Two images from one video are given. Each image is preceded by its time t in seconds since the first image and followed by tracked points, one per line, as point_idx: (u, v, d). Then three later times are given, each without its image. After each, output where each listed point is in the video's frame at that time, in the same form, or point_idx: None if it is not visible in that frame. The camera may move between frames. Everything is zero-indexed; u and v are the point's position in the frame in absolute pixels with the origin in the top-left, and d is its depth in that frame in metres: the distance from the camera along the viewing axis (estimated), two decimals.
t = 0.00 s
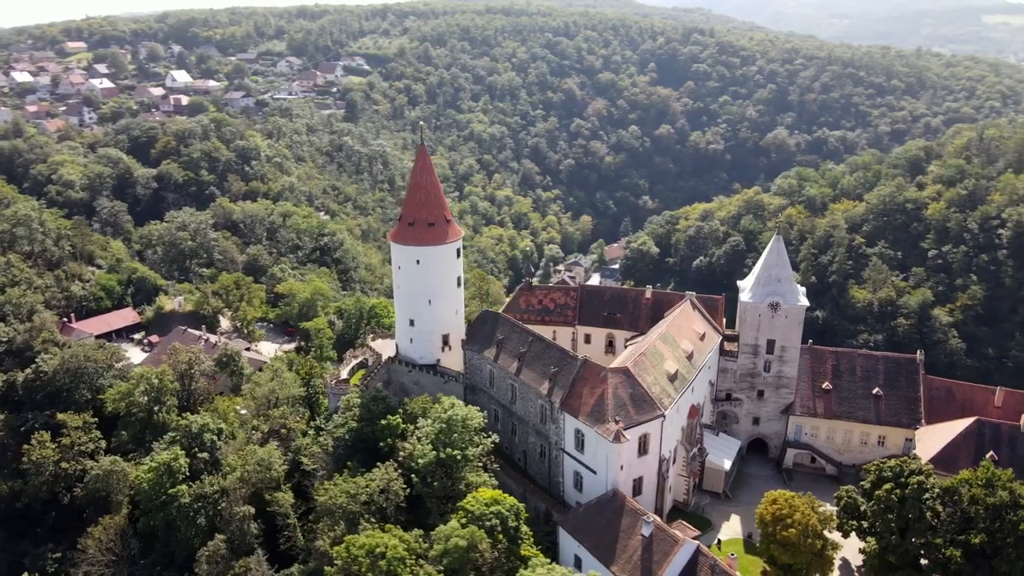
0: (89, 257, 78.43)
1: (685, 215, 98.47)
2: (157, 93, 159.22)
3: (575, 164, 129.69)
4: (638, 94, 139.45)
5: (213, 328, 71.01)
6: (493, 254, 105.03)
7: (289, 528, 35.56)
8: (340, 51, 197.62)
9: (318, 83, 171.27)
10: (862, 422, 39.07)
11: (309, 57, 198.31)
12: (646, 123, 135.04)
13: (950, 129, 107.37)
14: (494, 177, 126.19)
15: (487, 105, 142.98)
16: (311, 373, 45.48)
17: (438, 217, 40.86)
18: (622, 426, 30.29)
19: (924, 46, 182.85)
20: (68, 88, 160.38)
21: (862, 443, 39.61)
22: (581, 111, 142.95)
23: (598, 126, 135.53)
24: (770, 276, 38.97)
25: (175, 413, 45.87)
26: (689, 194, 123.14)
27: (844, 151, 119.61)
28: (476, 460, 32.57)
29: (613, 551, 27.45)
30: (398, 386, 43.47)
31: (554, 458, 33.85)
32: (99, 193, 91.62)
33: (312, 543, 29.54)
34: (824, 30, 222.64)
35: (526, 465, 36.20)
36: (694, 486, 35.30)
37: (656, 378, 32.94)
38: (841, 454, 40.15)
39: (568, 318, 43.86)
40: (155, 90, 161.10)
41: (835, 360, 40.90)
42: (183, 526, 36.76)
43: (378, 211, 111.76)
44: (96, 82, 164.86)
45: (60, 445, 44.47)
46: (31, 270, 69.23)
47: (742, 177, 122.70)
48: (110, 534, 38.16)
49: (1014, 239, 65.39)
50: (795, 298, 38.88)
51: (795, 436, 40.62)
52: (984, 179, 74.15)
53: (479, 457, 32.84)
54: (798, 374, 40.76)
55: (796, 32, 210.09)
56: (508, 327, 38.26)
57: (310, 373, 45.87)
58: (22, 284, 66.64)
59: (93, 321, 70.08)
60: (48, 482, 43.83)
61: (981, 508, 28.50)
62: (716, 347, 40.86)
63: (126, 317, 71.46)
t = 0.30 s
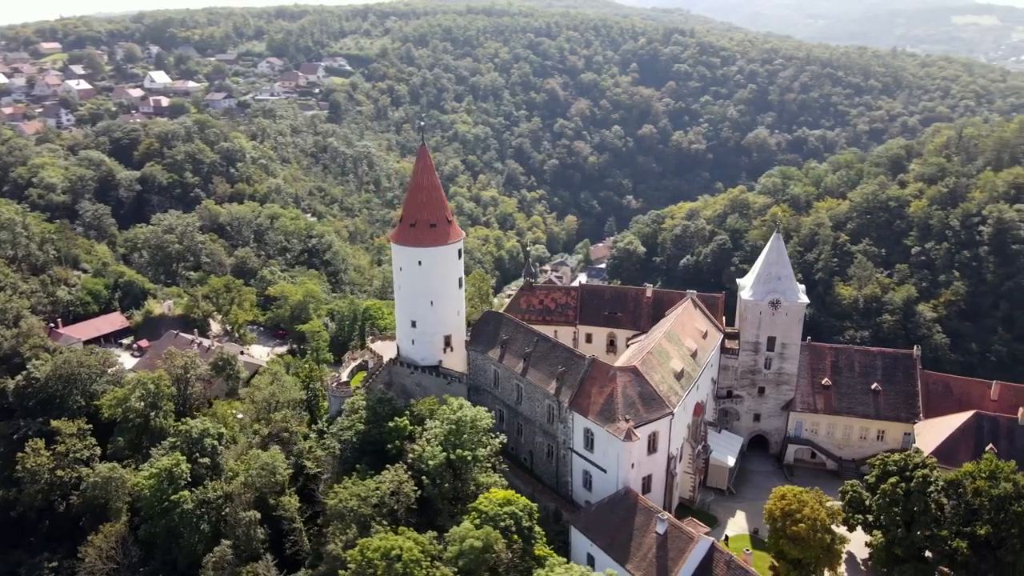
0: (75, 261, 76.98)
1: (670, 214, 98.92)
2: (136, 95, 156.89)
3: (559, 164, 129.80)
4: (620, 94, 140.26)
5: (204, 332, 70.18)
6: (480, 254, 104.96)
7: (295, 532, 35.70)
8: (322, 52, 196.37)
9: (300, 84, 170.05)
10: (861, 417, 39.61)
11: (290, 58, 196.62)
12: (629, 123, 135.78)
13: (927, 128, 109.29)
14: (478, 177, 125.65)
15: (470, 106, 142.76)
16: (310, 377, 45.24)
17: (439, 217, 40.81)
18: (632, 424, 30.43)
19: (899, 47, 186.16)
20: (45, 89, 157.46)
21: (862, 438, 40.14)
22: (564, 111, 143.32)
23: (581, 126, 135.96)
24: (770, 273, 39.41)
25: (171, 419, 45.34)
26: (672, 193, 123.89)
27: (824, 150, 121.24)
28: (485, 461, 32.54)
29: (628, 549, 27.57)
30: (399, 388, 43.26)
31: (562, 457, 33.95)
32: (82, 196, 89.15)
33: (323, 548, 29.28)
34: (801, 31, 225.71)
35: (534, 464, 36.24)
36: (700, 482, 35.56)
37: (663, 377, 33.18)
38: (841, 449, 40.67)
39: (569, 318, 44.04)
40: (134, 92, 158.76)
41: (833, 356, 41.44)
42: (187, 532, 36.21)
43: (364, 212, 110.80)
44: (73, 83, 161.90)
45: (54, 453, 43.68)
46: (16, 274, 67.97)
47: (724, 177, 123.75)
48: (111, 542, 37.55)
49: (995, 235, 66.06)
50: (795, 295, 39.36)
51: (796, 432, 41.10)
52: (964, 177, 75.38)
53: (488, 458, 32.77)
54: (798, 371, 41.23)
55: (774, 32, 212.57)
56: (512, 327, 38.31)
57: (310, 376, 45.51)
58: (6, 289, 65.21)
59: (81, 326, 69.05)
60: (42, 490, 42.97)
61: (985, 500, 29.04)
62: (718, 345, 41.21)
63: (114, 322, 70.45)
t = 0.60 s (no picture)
0: (59, 266, 75.55)
1: (656, 214, 99.33)
2: (114, 97, 154.39)
3: (543, 165, 129.57)
4: (603, 95, 140.85)
5: (195, 336, 69.45)
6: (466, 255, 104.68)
7: (301, 537, 35.36)
8: (302, 53, 194.76)
9: (281, 85, 168.52)
10: (861, 413, 40.17)
11: (271, 59, 194.65)
12: (612, 123, 136.36)
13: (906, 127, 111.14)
14: (462, 179, 122.33)
15: (454, 107, 142.33)
16: (310, 380, 44.92)
17: (441, 219, 40.72)
18: (642, 423, 30.60)
19: (874, 48, 189.24)
20: (20, 90, 154.24)
21: (861, 433, 40.70)
22: (547, 112, 143.55)
23: (565, 126, 136.17)
24: (769, 272, 39.87)
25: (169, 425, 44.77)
26: (656, 192, 124.57)
27: (804, 150, 122.85)
28: (494, 462, 32.58)
29: (643, 547, 27.73)
30: (402, 390, 43.03)
31: (570, 457, 34.05)
32: (62, 200, 85.87)
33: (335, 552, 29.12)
34: (777, 32, 228.37)
35: (541, 465, 36.33)
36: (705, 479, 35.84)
37: (670, 375, 33.44)
38: (840, 444, 41.21)
39: (571, 318, 44.26)
40: (112, 93, 156.15)
41: (832, 353, 41.98)
42: (190, 539, 35.68)
43: (350, 214, 109.86)
44: (48, 84, 158.71)
45: (49, 461, 42.84)
46: None
47: (707, 176, 124.70)
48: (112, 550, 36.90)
49: (976, 232, 67.24)
50: (795, 293, 39.86)
51: (796, 428, 41.60)
52: (944, 175, 76.55)
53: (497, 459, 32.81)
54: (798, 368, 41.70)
55: (752, 33, 214.85)
56: (516, 328, 38.38)
57: (309, 379, 45.21)
58: None
59: (69, 332, 67.85)
60: (38, 499, 42.08)
61: (989, 493, 29.60)
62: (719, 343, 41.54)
63: (102, 328, 69.33)
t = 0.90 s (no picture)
0: (44, 271, 74.14)
1: (643, 213, 99.63)
2: (93, 98, 151.78)
3: (527, 165, 129.17)
4: (586, 95, 141.30)
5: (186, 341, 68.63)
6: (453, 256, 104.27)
7: (308, 542, 35.22)
8: (283, 54, 193.08)
9: (263, 86, 166.93)
10: (860, 408, 40.75)
11: (251, 60, 192.69)
12: (595, 123, 136.80)
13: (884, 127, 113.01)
14: (447, 180, 121.87)
15: (438, 108, 141.83)
16: (311, 384, 44.73)
17: (443, 220, 40.66)
18: (652, 422, 30.77)
19: (850, 48, 192.07)
20: None
21: (860, 429, 41.30)
22: (531, 112, 143.63)
23: (549, 127, 136.23)
24: (770, 270, 40.25)
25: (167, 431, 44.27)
26: (640, 192, 125.16)
27: (785, 149, 124.18)
28: (504, 463, 32.65)
29: (657, 545, 27.93)
30: (404, 392, 42.89)
31: (578, 457, 34.16)
32: (45, 204, 83.69)
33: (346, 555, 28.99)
34: (753, 33, 231.04)
35: (548, 464, 36.40)
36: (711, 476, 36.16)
37: (677, 374, 33.69)
38: (840, 439, 41.78)
39: (572, 318, 44.46)
40: (90, 95, 153.52)
41: (830, 350, 42.52)
42: (194, 546, 35.23)
43: (336, 216, 108.98)
44: (24, 86, 155.55)
45: (45, 469, 42.08)
46: None
47: (690, 176, 125.58)
48: (114, 558, 36.33)
49: (958, 230, 68.41)
50: (795, 291, 40.29)
51: (796, 424, 42.11)
52: (925, 173, 77.72)
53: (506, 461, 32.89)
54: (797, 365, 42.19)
55: (730, 34, 217.07)
56: (520, 329, 38.42)
57: (310, 383, 45.06)
58: None
59: (56, 337, 66.74)
60: (34, 508, 41.27)
61: (992, 485, 30.27)
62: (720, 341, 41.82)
63: (91, 333, 68.27)
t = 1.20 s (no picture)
0: (29, 275, 72.81)
1: (629, 213, 99.84)
2: (71, 100, 149.24)
3: (512, 166, 128.53)
4: (569, 95, 141.56)
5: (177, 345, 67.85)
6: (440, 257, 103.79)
7: (315, 545, 35.18)
8: (264, 55, 191.24)
9: (245, 87, 165.29)
10: (859, 404, 41.34)
11: (232, 61, 190.65)
12: (579, 123, 137.13)
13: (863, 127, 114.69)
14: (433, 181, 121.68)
15: (422, 108, 141.29)
16: (312, 387, 44.51)
17: (445, 221, 40.59)
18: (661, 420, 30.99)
19: (827, 48, 194.59)
20: None
21: (859, 424, 41.87)
22: (514, 113, 143.54)
23: (532, 127, 136.14)
24: (770, 268, 40.63)
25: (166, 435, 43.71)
26: (625, 192, 125.67)
27: (766, 148, 125.41)
28: (514, 464, 32.71)
29: (672, 543, 28.14)
30: (406, 393, 42.75)
31: (586, 456, 34.31)
32: (27, 207, 82.06)
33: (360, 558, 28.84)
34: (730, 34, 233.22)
35: (555, 464, 36.49)
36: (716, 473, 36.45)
37: (683, 372, 33.95)
38: (839, 435, 42.33)
39: (573, 318, 44.72)
40: (68, 96, 150.99)
41: (828, 347, 43.05)
42: (198, 552, 34.71)
43: (323, 217, 108.05)
44: None
45: (40, 477, 41.30)
46: None
47: (673, 175, 126.30)
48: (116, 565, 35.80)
49: (941, 227, 69.45)
50: (795, 289, 40.64)
51: (796, 421, 42.58)
52: (908, 172, 78.78)
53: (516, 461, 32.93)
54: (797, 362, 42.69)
55: (709, 34, 218.98)
56: (524, 329, 38.48)
57: (311, 386, 44.85)
58: None
59: (44, 343, 65.68)
60: (30, 517, 40.46)
61: (995, 477, 30.89)
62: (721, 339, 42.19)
63: (80, 337, 67.25)
